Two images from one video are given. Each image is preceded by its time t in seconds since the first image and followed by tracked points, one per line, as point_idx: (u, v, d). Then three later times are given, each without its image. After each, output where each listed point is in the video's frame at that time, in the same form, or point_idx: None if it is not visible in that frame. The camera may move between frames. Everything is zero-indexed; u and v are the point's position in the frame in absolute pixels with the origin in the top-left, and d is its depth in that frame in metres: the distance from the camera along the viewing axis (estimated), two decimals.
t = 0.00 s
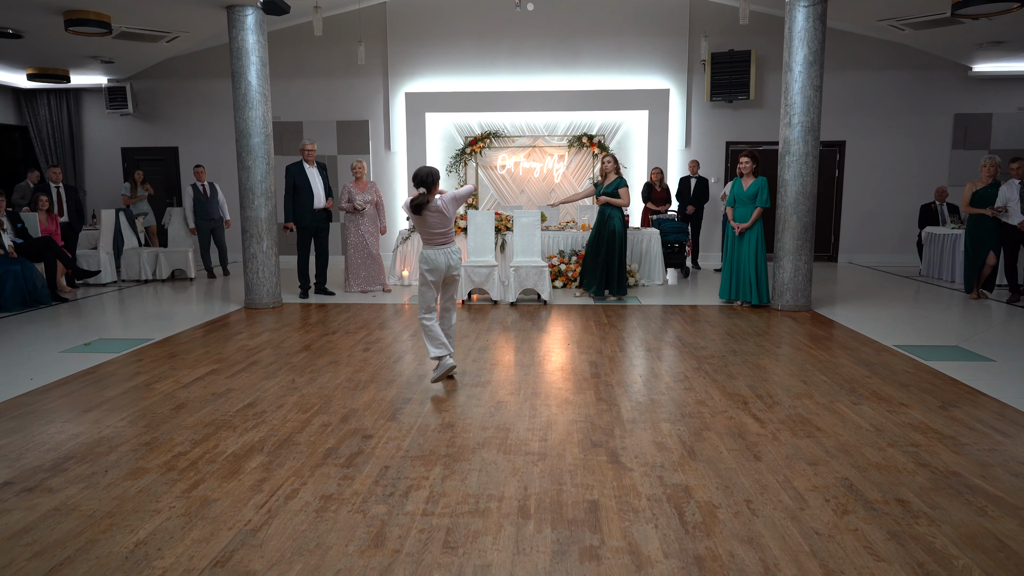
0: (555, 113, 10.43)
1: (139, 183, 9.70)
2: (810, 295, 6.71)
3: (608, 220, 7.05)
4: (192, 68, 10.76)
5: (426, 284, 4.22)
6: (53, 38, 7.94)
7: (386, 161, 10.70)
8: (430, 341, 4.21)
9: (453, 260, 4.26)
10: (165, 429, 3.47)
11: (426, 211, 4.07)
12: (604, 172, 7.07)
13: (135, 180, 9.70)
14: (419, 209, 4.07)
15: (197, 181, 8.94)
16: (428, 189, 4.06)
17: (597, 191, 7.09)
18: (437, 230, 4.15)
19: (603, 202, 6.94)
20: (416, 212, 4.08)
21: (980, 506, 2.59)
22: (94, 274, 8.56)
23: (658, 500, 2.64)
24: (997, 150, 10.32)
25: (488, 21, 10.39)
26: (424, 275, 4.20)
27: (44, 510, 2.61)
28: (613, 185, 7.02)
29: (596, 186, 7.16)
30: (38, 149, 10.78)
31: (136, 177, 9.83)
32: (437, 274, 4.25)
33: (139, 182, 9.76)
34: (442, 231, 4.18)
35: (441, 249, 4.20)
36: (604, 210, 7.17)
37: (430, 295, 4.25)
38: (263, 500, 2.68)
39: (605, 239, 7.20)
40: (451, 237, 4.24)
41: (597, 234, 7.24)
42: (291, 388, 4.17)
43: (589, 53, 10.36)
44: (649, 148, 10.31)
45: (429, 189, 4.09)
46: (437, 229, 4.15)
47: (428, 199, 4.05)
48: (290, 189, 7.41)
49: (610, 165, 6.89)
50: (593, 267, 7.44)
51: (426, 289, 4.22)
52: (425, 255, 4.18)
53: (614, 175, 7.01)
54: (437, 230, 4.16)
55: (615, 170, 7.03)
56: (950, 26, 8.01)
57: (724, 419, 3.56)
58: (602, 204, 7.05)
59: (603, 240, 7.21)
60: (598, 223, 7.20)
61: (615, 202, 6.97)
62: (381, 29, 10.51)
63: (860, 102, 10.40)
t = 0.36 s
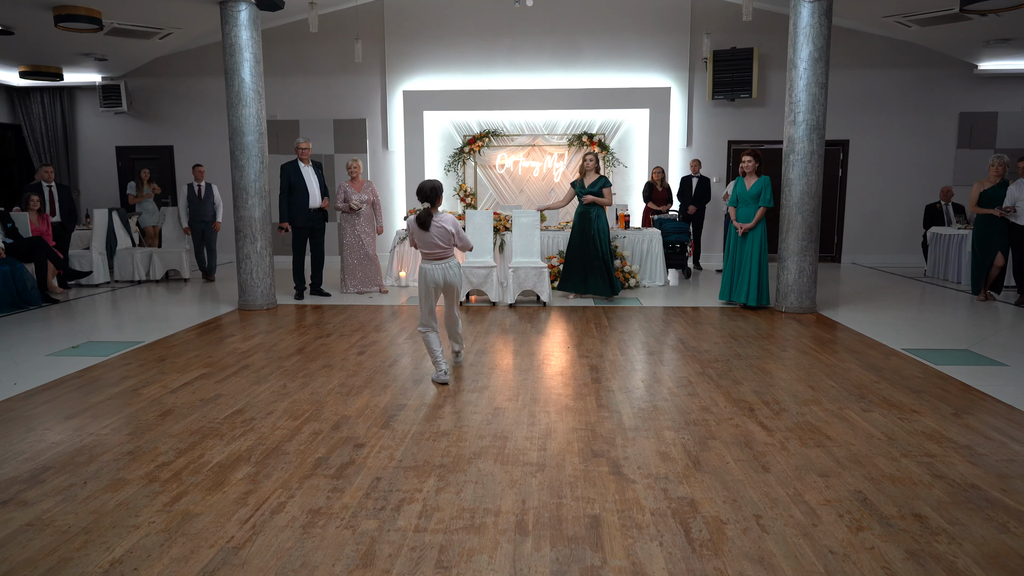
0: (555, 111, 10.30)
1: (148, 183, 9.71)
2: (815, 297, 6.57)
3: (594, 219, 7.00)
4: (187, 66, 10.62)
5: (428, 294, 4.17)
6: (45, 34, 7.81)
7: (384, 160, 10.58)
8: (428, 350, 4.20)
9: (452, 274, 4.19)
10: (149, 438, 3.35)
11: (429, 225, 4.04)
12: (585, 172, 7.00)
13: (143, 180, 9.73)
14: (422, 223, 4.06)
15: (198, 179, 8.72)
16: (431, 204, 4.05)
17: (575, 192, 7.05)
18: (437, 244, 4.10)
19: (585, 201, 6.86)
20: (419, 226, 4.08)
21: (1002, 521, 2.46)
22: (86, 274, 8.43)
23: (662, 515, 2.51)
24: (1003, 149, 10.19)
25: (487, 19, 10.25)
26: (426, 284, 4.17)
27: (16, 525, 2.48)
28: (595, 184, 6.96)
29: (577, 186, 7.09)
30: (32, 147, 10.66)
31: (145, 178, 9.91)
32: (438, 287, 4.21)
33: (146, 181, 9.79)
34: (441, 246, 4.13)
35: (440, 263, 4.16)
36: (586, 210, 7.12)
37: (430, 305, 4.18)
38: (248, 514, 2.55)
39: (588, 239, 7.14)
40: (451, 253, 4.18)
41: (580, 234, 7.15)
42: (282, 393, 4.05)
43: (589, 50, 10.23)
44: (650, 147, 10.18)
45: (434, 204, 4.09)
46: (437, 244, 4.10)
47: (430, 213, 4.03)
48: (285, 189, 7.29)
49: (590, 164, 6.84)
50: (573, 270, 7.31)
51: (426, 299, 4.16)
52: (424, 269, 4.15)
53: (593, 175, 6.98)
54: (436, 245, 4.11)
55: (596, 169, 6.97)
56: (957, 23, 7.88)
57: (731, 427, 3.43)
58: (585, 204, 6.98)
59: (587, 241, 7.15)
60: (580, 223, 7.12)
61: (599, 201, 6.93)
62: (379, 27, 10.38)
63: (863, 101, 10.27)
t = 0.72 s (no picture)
0: (556, 110, 10.16)
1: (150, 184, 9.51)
2: (822, 299, 6.43)
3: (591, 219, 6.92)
4: (183, 64, 10.49)
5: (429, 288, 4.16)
6: (38, 32, 7.66)
7: (383, 160, 10.45)
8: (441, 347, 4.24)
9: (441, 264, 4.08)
10: (133, 448, 3.20)
11: (436, 209, 4.03)
12: (580, 172, 6.86)
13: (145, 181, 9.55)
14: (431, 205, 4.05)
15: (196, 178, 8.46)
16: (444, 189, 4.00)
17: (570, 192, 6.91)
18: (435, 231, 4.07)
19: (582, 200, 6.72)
20: (430, 207, 4.09)
21: None
22: (79, 275, 8.30)
23: (672, 533, 2.37)
24: (1010, 148, 10.05)
25: (487, 16, 10.11)
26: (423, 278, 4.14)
27: None
28: (592, 184, 6.83)
29: (572, 186, 6.94)
30: (26, 147, 10.53)
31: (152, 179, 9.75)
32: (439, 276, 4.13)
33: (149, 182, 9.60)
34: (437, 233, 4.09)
35: (432, 250, 4.08)
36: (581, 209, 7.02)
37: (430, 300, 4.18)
38: (233, 533, 2.41)
39: (582, 239, 7.03)
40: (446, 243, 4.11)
41: (577, 237, 7.05)
42: (274, 400, 3.91)
43: (590, 48, 10.09)
44: (652, 146, 10.04)
45: (448, 190, 4.07)
46: (434, 229, 4.07)
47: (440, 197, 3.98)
48: (281, 189, 7.15)
49: (586, 163, 6.73)
50: (567, 269, 7.24)
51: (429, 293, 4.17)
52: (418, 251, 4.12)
53: (589, 174, 6.88)
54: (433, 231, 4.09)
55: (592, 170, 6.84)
56: (965, 20, 7.74)
57: (740, 437, 3.30)
58: (581, 204, 6.87)
59: (581, 241, 7.04)
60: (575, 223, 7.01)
61: (597, 201, 6.83)
62: (377, 24, 10.25)
63: (868, 99, 10.14)
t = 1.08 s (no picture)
0: (558, 109, 10.01)
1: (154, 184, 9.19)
2: (831, 301, 6.28)
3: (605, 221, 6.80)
4: (180, 62, 10.34)
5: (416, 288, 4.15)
6: (31, 30, 7.52)
7: (382, 159, 10.31)
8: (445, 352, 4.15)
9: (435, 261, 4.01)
10: (118, 461, 3.05)
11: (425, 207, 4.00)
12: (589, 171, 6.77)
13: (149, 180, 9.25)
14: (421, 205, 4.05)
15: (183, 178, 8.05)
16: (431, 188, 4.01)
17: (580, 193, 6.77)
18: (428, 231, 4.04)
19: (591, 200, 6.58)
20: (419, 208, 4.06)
21: None
22: (73, 277, 8.15)
23: (687, 557, 2.23)
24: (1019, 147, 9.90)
25: (488, 13, 9.96)
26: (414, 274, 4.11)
27: None
28: (602, 184, 6.73)
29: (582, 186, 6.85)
30: (21, 147, 10.38)
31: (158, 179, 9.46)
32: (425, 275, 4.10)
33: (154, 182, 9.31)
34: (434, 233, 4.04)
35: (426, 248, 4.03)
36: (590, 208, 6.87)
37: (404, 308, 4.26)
38: (221, 556, 2.27)
39: (594, 239, 6.86)
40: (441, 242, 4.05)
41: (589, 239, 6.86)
42: (268, 409, 3.76)
43: (591, 46, 9.94)
44: (655, 145, 9.88)
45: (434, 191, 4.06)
46: (428, 227, 4.03)
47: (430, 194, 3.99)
48: (278, 189, 7.00)
49: (597, 163, 6.62)
50: (576, 271, 7.01)
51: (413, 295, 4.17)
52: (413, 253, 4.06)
53: (598, 175, 6.76)
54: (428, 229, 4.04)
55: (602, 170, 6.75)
56: (977, 15, 7.59)
57: (755, 450, 3.15)
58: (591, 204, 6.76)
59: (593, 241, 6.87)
60: (586, 223, 6.84)
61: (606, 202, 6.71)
62: (376, 22, 10.11)
63: (875, 97, 9.98)
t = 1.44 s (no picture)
0: (561, 108, 9.88)
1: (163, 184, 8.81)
2: (842, 303, 6.15)
3: (627, 221, 6.64)
4: (178, 61, 10.22)
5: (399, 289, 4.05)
6: (25, 28, 7.40)
7: (383, 159, 10.19)
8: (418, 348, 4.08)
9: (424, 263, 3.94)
10: (106, 472, 2.92)
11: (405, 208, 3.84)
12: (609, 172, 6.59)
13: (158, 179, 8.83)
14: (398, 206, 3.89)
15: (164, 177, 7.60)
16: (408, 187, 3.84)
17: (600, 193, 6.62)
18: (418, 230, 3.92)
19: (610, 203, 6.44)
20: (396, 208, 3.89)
21: None
22: (70, 279, 8.02)
23: None
24: None
25: (490, 11, 9.83)
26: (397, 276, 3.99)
27: None
28: (623, 185, 6.58)
29: (602, 188, 6.67)
30: (18, 147, 10.26)
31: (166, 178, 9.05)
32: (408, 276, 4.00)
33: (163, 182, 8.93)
34: (424, 231, 3.93)
35: (415, 251, 3.93)
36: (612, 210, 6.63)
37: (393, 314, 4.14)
38: None
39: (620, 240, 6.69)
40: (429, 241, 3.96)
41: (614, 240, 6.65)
42: (264, 416, 3.63)
43: (594, 44, 9.81)
44: (660, 144, 9.75)
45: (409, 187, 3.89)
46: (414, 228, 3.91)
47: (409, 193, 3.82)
48: (277, 189, 6.87)
49: (616, 164, 6.49)
50: (599, 275, 6.80)
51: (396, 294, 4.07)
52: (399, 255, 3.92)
53: (620, 175, 6.62)
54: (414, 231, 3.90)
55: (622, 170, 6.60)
56: (989, 11, 7.46)
57: (772, 461, 3.02)
58: (613, 207, 6.56)
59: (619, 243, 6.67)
60: (612, 226, 6.62)
61: (627, 203, 6.52)
62: (377, 21, 9.99)
63: (882, 95, 9.85)
